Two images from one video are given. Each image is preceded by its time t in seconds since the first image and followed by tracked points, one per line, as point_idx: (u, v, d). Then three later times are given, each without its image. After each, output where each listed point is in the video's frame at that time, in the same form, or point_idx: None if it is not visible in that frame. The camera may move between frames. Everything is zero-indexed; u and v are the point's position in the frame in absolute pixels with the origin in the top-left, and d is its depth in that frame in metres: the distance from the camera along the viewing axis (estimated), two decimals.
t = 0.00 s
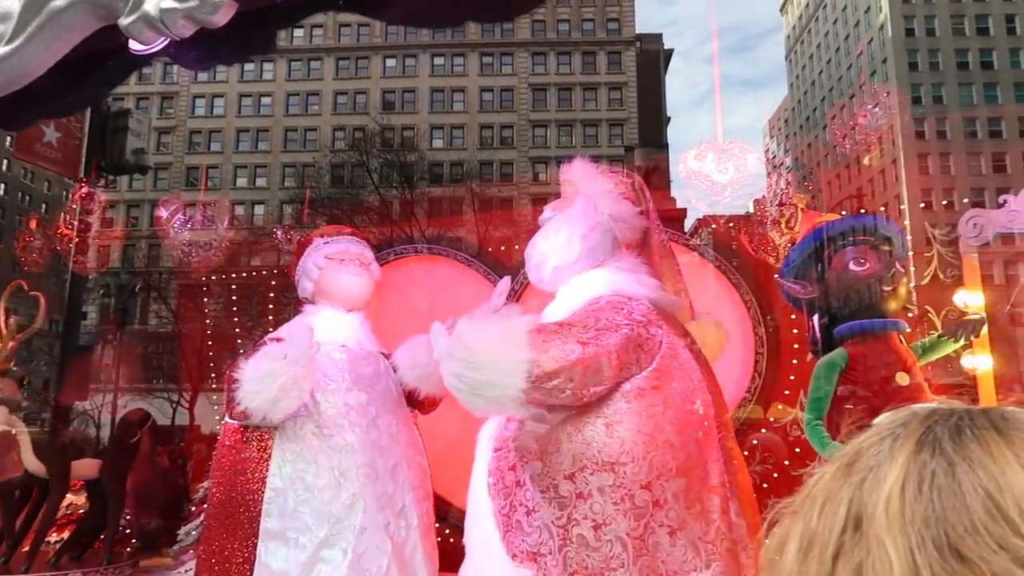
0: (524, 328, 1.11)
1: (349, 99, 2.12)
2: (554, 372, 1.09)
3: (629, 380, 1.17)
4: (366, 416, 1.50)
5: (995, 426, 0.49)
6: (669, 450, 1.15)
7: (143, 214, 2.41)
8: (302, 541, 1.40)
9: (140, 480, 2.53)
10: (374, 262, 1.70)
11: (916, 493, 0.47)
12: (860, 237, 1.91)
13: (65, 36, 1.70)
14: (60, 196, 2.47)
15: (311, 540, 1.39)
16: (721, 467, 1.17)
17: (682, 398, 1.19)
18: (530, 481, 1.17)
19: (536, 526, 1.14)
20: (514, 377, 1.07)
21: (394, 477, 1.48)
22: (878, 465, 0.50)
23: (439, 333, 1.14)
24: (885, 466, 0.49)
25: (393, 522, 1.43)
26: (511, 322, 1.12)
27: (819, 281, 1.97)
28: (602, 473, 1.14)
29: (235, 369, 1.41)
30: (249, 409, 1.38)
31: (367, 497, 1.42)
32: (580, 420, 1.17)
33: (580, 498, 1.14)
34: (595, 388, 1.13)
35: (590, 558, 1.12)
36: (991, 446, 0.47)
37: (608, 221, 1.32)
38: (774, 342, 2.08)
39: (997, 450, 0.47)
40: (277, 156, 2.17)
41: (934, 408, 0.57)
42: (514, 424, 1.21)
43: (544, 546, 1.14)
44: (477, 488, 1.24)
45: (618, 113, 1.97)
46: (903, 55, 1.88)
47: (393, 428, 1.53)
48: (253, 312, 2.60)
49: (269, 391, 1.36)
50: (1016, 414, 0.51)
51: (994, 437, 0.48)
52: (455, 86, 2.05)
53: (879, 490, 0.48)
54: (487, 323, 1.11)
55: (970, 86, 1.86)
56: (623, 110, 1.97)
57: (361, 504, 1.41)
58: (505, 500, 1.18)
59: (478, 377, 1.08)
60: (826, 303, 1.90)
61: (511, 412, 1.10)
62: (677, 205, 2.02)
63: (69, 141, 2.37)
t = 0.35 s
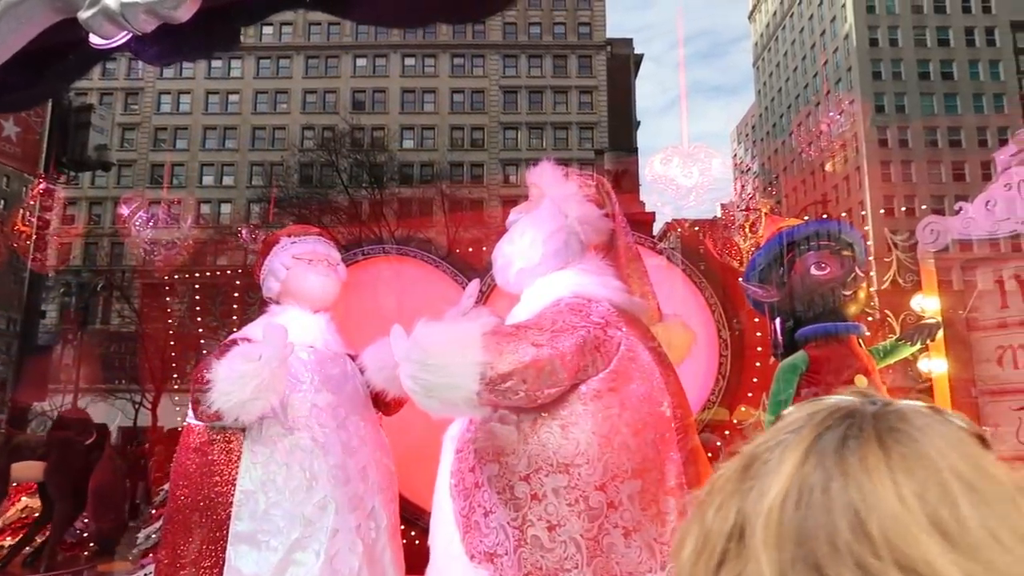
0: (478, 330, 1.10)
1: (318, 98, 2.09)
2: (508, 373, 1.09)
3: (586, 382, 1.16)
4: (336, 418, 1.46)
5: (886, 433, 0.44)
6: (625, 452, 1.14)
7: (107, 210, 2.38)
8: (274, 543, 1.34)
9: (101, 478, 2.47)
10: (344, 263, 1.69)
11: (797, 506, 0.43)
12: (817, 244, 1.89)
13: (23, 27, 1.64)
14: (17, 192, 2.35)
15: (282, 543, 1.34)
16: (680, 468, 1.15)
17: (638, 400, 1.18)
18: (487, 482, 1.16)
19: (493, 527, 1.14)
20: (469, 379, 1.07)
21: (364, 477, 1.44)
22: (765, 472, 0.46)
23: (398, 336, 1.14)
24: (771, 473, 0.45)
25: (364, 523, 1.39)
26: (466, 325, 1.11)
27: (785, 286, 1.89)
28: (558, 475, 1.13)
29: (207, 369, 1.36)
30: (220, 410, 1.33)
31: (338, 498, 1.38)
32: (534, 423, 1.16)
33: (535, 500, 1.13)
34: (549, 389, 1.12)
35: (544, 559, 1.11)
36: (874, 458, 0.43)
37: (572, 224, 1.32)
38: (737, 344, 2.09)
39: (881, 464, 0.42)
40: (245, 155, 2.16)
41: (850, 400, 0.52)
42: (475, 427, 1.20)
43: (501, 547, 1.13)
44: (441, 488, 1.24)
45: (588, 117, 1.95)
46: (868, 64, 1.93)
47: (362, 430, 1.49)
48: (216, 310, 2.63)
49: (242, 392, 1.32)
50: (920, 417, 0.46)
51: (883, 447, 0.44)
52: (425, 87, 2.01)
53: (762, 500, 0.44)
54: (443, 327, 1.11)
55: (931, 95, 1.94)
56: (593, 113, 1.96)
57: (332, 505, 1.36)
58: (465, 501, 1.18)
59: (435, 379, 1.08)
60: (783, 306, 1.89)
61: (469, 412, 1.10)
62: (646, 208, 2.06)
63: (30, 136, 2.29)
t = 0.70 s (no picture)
0: (442, 335, 1.10)
1: (294, 97, 2.07)
2: (470, 376, 1.07)
3: (551, 385, 1.15)
4: (312, 420, 1.43)
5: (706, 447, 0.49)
6: (588, 453, 1.13)
7: (75, 208, 2.32)
8: (251, 546, 1.30)
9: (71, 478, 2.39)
10: (315, 264, 1.68)
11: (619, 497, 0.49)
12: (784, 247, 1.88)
13: None
14: None
15: (258, 545, 1.30)
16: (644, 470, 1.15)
17: (604, 401, 1.17)
18: (453, 484, 1.15)
19: (457, 528, 1.13)
20: (431, 379, 1.07)
21: (339, 478, 1.42)
22: (626, 475, 0.52)
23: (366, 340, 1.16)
24: (628, 475, 0.51)
25: (339, 524, 1.37)
26: (429, 330, 1.11)
27: (753, 289, 1.90)
28: (521, 477, 1.12)
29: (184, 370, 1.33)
30: (198, 411, 1.30)
31: (316, 499, 1.36)
32: (498, 424, 1.14)
33: (497, 501, 1.12)
34: (512, 391, 1.10)
35: (506, 560, 1.09)
36: (677, 465, 0.48)
37: (544, 226, 1.32)
38: (706, 347, 2.03)
39: (701, 472, 0.47)
40: (218, 153, 2.15)
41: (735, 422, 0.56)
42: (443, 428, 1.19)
43: (465, 548, 1.12)
44: (410, 488, 1.24)
45: (564, 119, 1.97)
46: (839, 70, 2.05)
47: (337, 431, 1.47)
48: (185, 310, 2.54)
49: (222, 393, 1.29)
50: (754, 437, 0.50)
51: (714, 458, 0.48)
52: (403, 86, 2.01)
53: (616, 494, 0.50)
54: (408, 330, 1.11)
55: (901, 102, 2.11)
56: (570, 115, 1.97)
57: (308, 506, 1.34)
58: (431, 501, 1.17)
59: (398, 381, 1.08)
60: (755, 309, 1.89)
61: (433, 413, 1.09)
62: (622, 212, 2.01)
63: None
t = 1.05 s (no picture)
0: (403, 336, 1.09)
1: (267, 95, 2.04)
2: (432, 378, 1.06)
3: (511, 387, 1.15)
4: (284, 422, 1.41)
5: (747, 443, 0.47)
6: (549, 455, 1.13)
7: (40, 206, 2.20)
8: (225, 549, 1.28)
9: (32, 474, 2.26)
10: (283, 267, 1.64)
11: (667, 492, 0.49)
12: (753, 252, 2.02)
13: None
14: None
15: (231, 548, 1.28)
16: (607, 472, 1.14)
17: (566, 404, 1.17)
18: (416, 487, 1.14)
19: (421, 530, 1.13)
20: (389, 383, 1.06)
21: (311, 480, 1.40)
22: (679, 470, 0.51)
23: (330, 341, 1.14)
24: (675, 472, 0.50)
25: (311, 526, 1.36)
26: (390, 331, 1.10)
27: (723, 292, 2.01)
28: (482, 479, 1.11)
29: (155, 372, 1.31)
30: (172, 413, 1.29)
31: (289, 502, 1.34)
32: (461, 426, 1.14)
33: (458, 503, 1.11)
34: (473, 394, 1.10)
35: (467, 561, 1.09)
36: (714, 461, 0.47)
37: (512, 227, 1.31)
38: (677, 350, 2.06)
39: (742, 469, 0.45)
40: (189, 151, 2.13)
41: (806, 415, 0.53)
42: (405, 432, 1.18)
43: (428, 550, 1.12)
44: (379, 491, 1.23)
45: (539, 122, 1.96)
46: (810, 77, 2.05)
47: (308, 433, 1.45)
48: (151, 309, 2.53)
49: (199, 394, 1.29)
50: (806, 431, 0.47)
51: (754, 453, 0.46)
52: (377, 87, 1.98)
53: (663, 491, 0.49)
54: (369, 333, 1.10)
55: (869, 110, 2.09)
56: (546, 118, 1.96)
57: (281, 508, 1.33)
58: (397, 503, 1.17)
59: (358, 384, 1.07)
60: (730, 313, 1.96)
61: (396, 417, 1.09)
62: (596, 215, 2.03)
63: None
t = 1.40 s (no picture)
0: (358, 338, 1.09)
1: (234, 94, 1.99)
2: (387, 381, 1.06)
3: (468, 390, 1.14)
4: (248, 425, 1.39)
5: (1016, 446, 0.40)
6: (506, 458, 1.13)
7: None
8: (189, 554, 1.26)
9: None
10: (247, 266, 1.64)
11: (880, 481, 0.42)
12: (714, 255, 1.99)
13: None
14: None
15: (194, 554, 1.26)
16: (566, 474, 1.14)
17: (524, 407, 1.17)
18: (374, 490, 1.14)
19: (378, 534, 1.12)
20: (344, 386, 1.05)
21: (274, 484, 1.39)
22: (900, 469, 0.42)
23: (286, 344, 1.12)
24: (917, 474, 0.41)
25: (274, 530, 1.34)
26: (348, 334, 1.10)
27: (683, 296, 2.01)
28: (438, 482, 1.11)
29: (120, 375, 1.29)
30: (136, 416, 1.27)
31: (254, 506, 1.33)
32: (420, 428, 1.13)
33: (414, 506, 1.11)
34: (429, 397, 1.09)
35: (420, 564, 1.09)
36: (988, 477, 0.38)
37: (474, 230, 1.32)
38: (641, 353, 2.10)
39: None
40: (154, 150, 2.05)
41: None
42: (365, 435, 1.17)
43: (384, 554, 1.11)
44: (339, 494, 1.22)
45: (509, 125, 1.96)
46: (777, 84, 2.05)
47: (272, 436, 1.43)
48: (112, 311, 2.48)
49: (166, 398, 1.26)
50: None
51: None
52: (348, 88, 1.94)
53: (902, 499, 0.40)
54: (327, 338, 1.09)
55: (835, 117, 2.12)
56: (516, 121, 1.96)
57: (246, 513, 1.31)
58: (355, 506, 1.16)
59: (313, 388, 1.06)
60: (682, 317, 1.99)
61: (354, 420, 1.08)
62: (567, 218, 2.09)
63: None
